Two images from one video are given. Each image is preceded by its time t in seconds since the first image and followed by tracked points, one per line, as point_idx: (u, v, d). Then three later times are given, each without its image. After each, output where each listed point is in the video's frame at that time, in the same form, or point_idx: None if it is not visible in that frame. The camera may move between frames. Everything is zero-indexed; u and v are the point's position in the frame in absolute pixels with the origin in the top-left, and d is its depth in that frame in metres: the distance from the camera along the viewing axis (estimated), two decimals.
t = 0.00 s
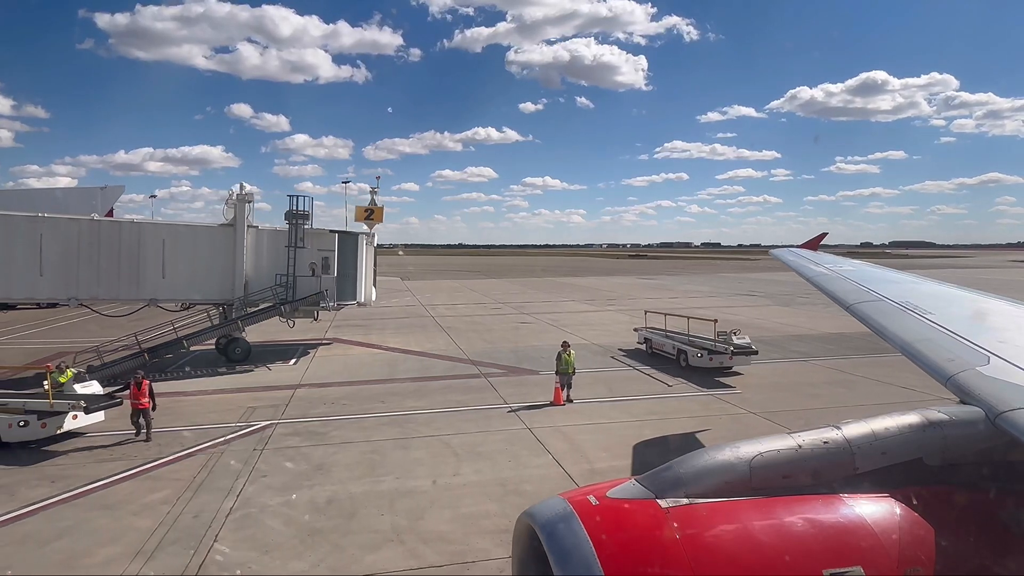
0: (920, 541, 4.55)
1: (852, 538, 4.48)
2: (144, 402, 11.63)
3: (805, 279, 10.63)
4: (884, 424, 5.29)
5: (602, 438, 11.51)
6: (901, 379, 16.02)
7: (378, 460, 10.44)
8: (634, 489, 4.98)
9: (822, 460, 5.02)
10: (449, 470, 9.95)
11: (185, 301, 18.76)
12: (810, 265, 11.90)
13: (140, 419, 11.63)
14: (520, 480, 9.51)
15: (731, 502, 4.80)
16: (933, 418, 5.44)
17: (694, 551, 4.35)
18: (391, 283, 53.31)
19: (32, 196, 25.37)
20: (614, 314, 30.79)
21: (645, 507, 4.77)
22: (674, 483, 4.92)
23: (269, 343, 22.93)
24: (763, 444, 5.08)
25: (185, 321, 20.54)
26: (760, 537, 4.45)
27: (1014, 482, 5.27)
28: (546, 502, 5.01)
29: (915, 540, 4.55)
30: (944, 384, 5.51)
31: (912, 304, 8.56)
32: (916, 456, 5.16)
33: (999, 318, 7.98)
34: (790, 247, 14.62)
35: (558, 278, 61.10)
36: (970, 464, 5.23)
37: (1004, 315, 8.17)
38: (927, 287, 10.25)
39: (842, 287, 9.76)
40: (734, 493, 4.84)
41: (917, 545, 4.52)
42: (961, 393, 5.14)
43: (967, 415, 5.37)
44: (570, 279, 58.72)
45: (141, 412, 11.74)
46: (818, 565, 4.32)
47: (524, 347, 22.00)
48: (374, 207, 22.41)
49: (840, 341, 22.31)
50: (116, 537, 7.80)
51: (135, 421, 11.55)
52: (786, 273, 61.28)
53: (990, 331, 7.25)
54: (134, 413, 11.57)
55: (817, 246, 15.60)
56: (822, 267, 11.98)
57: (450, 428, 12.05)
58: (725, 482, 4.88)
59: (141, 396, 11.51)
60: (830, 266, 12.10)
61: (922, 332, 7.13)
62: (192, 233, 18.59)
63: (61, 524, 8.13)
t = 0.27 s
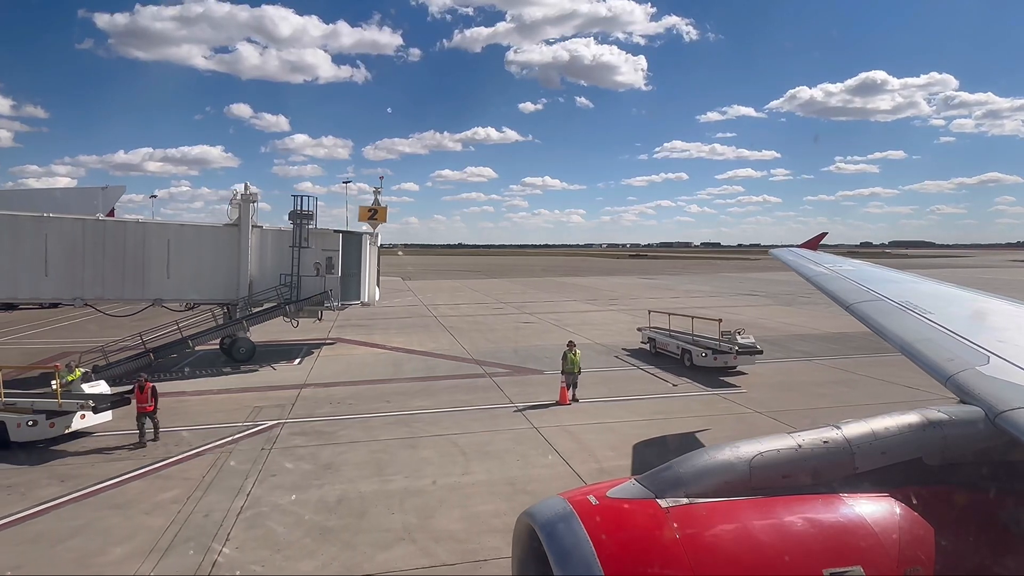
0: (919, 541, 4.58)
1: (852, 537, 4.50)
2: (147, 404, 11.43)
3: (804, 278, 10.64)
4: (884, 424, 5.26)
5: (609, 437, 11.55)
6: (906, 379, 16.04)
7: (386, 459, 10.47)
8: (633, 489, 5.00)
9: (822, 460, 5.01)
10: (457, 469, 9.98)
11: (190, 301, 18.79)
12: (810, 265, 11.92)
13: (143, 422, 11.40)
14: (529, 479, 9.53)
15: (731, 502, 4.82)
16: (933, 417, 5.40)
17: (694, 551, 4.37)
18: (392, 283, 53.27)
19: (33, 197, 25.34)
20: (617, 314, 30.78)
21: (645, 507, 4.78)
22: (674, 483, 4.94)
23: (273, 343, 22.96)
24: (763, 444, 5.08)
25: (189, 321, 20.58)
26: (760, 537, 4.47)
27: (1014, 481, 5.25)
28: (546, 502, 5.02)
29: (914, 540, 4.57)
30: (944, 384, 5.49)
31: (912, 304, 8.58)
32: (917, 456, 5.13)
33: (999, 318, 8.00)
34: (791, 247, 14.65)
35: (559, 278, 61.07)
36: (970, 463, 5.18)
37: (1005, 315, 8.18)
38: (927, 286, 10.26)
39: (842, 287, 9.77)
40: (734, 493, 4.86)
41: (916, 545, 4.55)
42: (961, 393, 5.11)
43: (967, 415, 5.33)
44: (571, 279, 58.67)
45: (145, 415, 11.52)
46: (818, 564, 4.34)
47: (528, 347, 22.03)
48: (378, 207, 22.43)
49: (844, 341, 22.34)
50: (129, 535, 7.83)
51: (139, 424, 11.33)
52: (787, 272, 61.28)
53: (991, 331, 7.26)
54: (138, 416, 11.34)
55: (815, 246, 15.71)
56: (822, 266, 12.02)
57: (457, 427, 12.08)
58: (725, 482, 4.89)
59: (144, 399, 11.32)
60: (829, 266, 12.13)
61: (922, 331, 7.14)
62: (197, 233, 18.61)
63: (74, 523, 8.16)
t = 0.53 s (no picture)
0: (919, 540, 4.60)
1: (852, 537, 4.53)
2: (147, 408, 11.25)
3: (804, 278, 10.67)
4: (884, 423, 5.29)
5: (616, 436, 11.57)
6: (911, 378, 16.08)
7: (394, 458, 10.50)
8: (633, 488, 5.02)
9: (821, 460, 5.04)
10: (465, 468, 10.01)
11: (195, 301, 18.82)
12: (809, 265, 11.95)
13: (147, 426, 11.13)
14: (538, 478, 9.56)
15: (730, 502, 4.84)
16: (932, 417, 5.43)
17: (694, 550, 4.38)
18: (393, 283, 53.22)
19: (35, 198, 25.29)
20: (620, 314, 30.77)
21: (646, 507, 4.79)
22: (674, 483, 4.96)
23: (277, 343, 22.99)
24: (763, 443, 5.10)
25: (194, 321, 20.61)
26: (760, 536, 4.49)
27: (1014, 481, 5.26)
28: (546, 502, 5.04)
29: (913, 539, 4.59)
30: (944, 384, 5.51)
31: (911, 304, 8.60)
32: (917, 456, 5.16)
33: (997, 317, 8.02)
34: (791, 247, 14.69)
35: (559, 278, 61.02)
36: (969, 463, 5.20)
37: (1004, 314, 8.21)
38: (926, 286, 10.30)
39: (842, 287, 9.78)
40: (733, 493, 4.88)
41: (916, 545, 4.56)
42: (960, 393, 5.13)
43: (966, 414, 5.35)
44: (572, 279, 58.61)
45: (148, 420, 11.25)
46: (817, 563, 4.36)
47: (531, 347, 22.05)
48: (382, 207, 22.45)
49: (847, 340, 22.37)
50: (141, 534, 7.86)
51: (143, 428, 11.07)
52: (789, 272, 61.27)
53: (990, 330, 7.29)
54: (141, 421, 11.08)
55: (814, 246, 15.75)
56: (821, 266, 12.05)
57: (464, 427, 12.11)
58: (725, 482, 4.91)
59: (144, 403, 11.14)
60: (828, 266, 12.17)
61: (921, 331, 7.16)
62: (202, 233, 18.63)
63: (86, 522, 8.19)
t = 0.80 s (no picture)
0: (917, 540, 4.59)
1: (851, 537, 4.51)
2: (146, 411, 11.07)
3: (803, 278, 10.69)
4: (883, 423, 5.29)
5: (623, 436, 11.60)
6: (915, 378, 16.12)
7: (403, 457, 10.53)
8: (632, 488, 4.97)
9: (820, 460, 5.02)
10: (474, 467, 10.04)
11: (199, 301, 18.86)
12: (809, 265, 11.97)
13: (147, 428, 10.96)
14: (547, 477, 9.59)
15: (730, 502, 4.81)
16: (932, 416, 5.44)
17: (694, 550, 4.35)
18: (394, 283, 53.21)
19: (36, 198, 25.23)
20: (623, 314, 30.79)
21: (646, 507, 4.75)
22: (673, 482, 4.93)
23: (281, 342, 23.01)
24: (762, 443, 5.08)
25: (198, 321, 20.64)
26: (760, 536, 4.46)
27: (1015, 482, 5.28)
28: (546, 502, 4.98)
29: (912, 539, 4.58)
30: (943, 384, 5.53)
31: (910, 304, 8.60)
32: (916, 456, 5.16)
33: (996, 318, 8.04)
34: (791, 248, 14.74)
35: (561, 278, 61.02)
36: (968, 464, 5.22)
37: (1003, 314, 8.23)
38: (925, 287, 10.32)
39: (841, 287, 9.79)
40: (732, 493, 4.85)
41: (915, 546, 4.55)
42: (959, 393, 5.15)
43: (966, 414, 5.37)
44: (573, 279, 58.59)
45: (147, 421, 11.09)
46: (817, 564, 4.34)
47: (535, 347, 22.08)
48: (386, 206, 22.48)
49: (851, 340, 22.41)
50: (153, 533, 7.88)
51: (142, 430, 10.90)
52: (789, 272, 61.33)
53: (989, 331, 7.30)
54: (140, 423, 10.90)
55: (814, 246, 15.77)
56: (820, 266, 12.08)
57: (471, 426, 12.13)
58: (725, 482, 4.88)
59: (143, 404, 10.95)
60: (828, 266, 12.20)
61: (920, 331, 7.16)
62: (207, 232, 18.66)
63: (97, 520, 8.22)
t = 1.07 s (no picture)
0: (917, 540, 4.58)
1: (850, 538, 4.51)
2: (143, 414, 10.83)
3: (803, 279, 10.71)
4: (883, 424, 5.32)
5: (631, 435, 11.63)
6: (921, 378, 16.15)
7: (412, 456, 10.57)
8: (632, 489, 4.97)
9: (820, 460, 5.04)
10: (483, 466, 10.07)
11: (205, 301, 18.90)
12: (808, 265, 11.99)
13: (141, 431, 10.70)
14: (557, 476, 9.63)
15: (729, 502, 4.81)
16: (932, 417, 5.46)
17: (693, 551, 4.35)
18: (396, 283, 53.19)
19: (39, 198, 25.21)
20: (626, 314, 30.81)
21: (646, 507, 4.76)
22: (673, 483, 4.93)
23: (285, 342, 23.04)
24: (762, 444, 5.10)
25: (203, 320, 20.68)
26: (759, 536, 4.46)
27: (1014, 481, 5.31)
28: (545, 503, 4.99)
29: (911, 540, 4.58)
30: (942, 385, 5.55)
31: (910, 305, 8.61)
32: (916, 457, 5.17)
33: (996, 318, 8.06)
34: (790, 249, 14.79)
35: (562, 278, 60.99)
36: (967, 464, 5.24)
37: (1003, 314, 8.26)
38: (924, 287, 10.34)
39: (839, 288, 9.80)
40: (732, 493, 4.85)
41: (915, 546, 4.55)
42: (958, 393, 5.17)
43: (966, 415, 5.39)
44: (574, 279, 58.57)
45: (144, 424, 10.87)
46: (816, 564, 4.34)
47: (540, 347, 22.11)
48: (390, 206, 22.51)
49: (855, 340, 22.43)
50: (165, 531, 7.92)
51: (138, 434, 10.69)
52: (790, 272, 61.34)
53: (988, 331, 7.32)
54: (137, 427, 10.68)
55: (813, 246, 15.82)
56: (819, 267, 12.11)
57: (479, 426, 12.17)
58: (725, 482, 4.89)
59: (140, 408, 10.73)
60: (826, 266, 12.24)
61: (919, 332, 7.17)
62: (213, 232, 18.70)
63: (109, 519, 8.26)
